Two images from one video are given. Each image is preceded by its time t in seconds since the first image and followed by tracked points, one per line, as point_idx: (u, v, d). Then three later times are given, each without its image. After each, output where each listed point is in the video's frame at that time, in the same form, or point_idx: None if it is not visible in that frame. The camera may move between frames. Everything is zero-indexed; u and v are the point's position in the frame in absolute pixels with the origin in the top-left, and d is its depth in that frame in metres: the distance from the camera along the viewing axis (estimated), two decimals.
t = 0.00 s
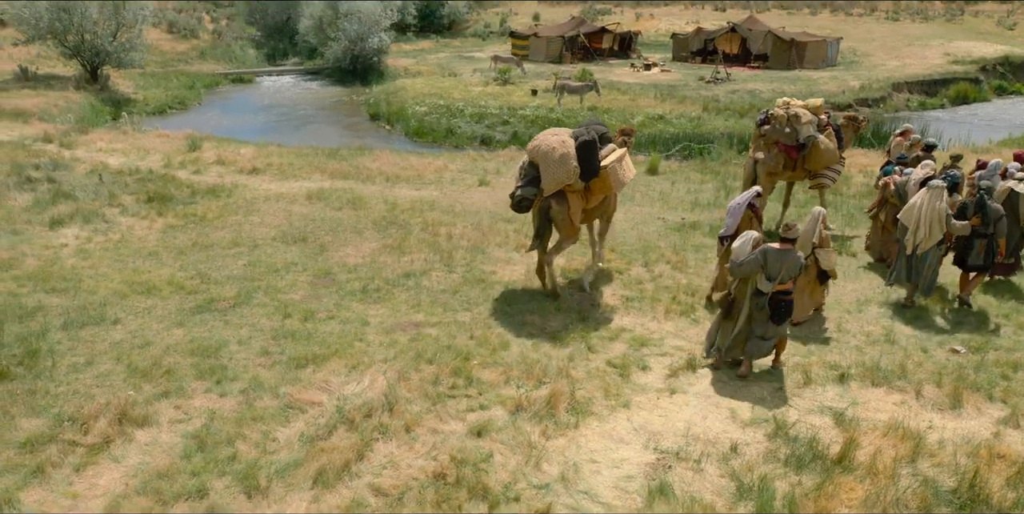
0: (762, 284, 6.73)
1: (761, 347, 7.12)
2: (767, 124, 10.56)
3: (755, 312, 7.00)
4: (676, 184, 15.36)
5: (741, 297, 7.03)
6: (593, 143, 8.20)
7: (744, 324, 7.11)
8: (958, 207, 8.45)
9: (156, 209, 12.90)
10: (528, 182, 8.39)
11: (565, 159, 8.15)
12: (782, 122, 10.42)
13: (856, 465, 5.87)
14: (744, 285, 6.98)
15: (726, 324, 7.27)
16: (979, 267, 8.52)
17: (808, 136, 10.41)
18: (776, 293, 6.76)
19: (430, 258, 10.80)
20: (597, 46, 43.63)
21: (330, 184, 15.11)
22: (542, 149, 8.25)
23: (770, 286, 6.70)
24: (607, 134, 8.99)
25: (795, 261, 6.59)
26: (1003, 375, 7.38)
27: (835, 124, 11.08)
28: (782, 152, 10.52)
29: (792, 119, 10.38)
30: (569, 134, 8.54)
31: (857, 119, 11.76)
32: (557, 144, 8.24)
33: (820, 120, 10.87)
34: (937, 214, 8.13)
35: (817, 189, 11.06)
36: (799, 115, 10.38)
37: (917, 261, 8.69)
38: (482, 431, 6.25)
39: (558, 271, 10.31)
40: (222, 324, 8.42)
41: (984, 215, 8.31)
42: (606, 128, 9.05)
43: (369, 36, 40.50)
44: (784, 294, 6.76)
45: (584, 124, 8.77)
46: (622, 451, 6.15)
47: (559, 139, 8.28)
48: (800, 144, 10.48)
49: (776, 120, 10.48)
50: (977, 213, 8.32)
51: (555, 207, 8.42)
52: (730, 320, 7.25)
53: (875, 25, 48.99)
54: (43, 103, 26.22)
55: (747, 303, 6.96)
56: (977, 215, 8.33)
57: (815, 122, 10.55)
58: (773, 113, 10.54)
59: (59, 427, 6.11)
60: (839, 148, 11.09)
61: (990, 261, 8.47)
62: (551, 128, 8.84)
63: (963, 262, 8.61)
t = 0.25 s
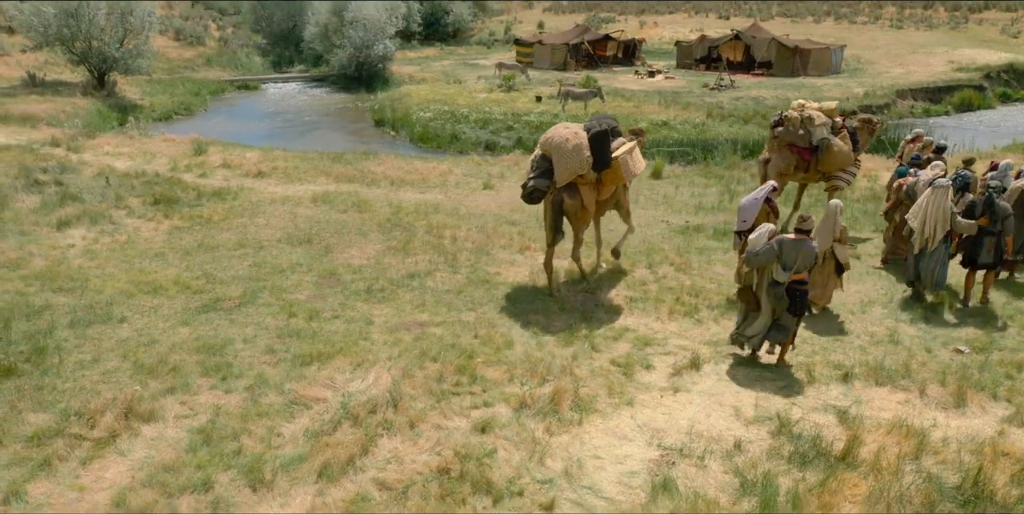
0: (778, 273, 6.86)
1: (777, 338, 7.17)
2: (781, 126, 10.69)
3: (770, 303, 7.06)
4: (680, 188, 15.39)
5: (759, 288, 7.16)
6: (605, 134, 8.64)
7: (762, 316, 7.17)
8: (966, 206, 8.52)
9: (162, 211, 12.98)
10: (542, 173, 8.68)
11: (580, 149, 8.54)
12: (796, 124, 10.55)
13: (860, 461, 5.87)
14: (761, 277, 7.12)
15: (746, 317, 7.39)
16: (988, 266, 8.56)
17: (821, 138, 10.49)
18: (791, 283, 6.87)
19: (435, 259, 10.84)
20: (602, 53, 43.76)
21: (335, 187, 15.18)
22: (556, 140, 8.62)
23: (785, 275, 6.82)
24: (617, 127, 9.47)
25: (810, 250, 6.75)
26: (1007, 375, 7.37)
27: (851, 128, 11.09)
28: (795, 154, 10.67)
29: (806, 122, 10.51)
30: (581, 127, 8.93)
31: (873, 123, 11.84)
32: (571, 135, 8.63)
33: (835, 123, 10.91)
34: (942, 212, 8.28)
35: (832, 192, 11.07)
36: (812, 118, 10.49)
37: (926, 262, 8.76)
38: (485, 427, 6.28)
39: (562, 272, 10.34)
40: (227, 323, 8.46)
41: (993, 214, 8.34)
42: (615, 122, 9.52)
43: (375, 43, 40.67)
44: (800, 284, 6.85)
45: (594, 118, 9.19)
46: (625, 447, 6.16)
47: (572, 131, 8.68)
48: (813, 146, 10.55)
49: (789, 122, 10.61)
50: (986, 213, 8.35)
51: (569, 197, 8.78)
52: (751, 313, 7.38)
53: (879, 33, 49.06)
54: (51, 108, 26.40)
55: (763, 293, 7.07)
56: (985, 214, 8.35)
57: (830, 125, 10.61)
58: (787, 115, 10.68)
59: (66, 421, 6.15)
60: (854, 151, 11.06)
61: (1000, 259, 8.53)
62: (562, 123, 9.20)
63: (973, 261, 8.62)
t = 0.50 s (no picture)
0: (791, 275, 6.91)
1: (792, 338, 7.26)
2: (792, 134, 10.71)
3: (785, 305, 7.13)
4: (685, 197, 15.41)
5: (773, 290, 7.22)
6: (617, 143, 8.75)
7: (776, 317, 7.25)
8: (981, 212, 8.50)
9: (170, 218, 13.06)
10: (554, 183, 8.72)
11: (592, 158, 8.55)
12: (808, 132, 10.56)
13: (866, 464, 5.86)
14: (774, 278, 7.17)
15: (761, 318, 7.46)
16: (999, 273, 8.54)
17: (833, 146, 10.53)
18: (804, 285, 6.91)
19: (441, 266, 10.88)
20: (607, 66, 43.93)
21: (342, 195, 15.26)
22: (568, 150, 8.61)
23: (798, 277, 6.88)
24: (628, 135, 9.69)
25: (822, 253, 6.76)
26: (1014, 380, 7.35)
27: (865, 135, 11.10)
28: (806, 161, 10.73)
29: (817, 129, 10.52)
30: (590, 136, 8.94)
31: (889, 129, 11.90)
32: (583, 145, 8.62)
33: (847, 131, 10.94)
34: (955, 213, 8.55)
35: (844, 197, 11.18)
36: (824, 126, 10.49)
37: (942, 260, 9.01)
38: (490, 429, 6.29)
39: (567, 279, 10.37)
40: (234, 327, 8.50)
41: (1007, 222, 8.30)
42: (625, 129, 9.67)
43: (381, 55, 40.92)
44: (812, 286, 6.89)
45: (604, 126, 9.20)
46: (630, 449, 6.16)
47: (584, 141, 8.68)
48: (825, 153, 10.59)
49: (801, 130, 10.62)
50: (999, 221, 8.32)
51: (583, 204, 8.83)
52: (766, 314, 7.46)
53: (884, 46, 49.18)
54: (60, 119, 26.63)
55: (777, 295, 7.14)
56: (999, 222, 8.32)
57: (842, 132, 10.64)
58: (799, 123, 10.68)
59: (74, 421, 6.18)
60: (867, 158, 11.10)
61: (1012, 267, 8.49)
62: (572, 132, 9.20)
63: (985, 268, 8.62)
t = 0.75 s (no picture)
0: (804, 269, 7.16)
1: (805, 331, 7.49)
2: (802, 139, 10.78)
3: (799, 298, 7.38)
4: (690, 202, 15.45)
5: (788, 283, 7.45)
6: (633, 139, 9.01)
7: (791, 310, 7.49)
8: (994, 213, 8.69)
9: (177, 222, 13.15)
10: (573, 180, 9.06)
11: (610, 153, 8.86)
12: (817, 137, 10.61)
13: (870, 463, 5.85)
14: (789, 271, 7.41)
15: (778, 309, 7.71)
16: (1016, 272, 8.72)
17: (842, 151, 10.54)
18: (817, 279, 7.15)
19: (446, 269, 10.92)
20: (612, 75, 44.07)
21: (348, 200, 15.34)
22: (586, 146, 8.95)
23: (811, 271, 7.12)
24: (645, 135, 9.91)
25: (834, 247, 6.99)
26: (1020, 381, 7.33)
27: (875, 139, 11.11)
28: (816, 166, 10.74)
29: (826, 135, 10.54)
30: (609, 135, 9.27)
31: (900, 134, 11.95)
32: (600, 141, 8.96)
33: (857, 135, 10.90)
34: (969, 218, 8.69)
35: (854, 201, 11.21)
36: (833, 131, 10.52)
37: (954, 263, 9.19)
38: (495, 427, 6.31)
39: (572, 281, 10.40)
40: (240, 327, 8.55)
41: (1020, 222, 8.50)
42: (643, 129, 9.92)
43: (387, 64, 41.15)
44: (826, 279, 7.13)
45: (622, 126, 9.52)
46: (634, 448, 6.17)
47: (601, 138, 9.01)
48: (834, 158, 10.62)
49: (810, 135, 10.67)
50: (1013, 222, 8.52)
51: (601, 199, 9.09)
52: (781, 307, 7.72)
53: (889, 55, 49.24)
54: (69, 126, 26.83)
55: (791, 289, 7.39)
56: (1012, 223, 8.52)
57: (850, 137, 10.64)
58: (808, 129, 10.74)
59: (82, 417, 6.23)
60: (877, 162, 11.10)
61: None
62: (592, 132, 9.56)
63: (1002, 267, 8.80)
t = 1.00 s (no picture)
0: (818, 266, 7.46)
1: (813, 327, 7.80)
2: (813, 143, 10.73)
3: (811, 294, 7.69)
4: (694, 208, 15.48)
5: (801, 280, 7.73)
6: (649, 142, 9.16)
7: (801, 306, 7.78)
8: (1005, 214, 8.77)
9: (184, 226, 13.23)
10: (589, 181, 9.32)
11: (625, 156, 9.07)
12: (828, 141, 10.55)
13: (875, 463, 5.85)
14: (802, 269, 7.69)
15: (786, 306, 7.99)
16: None
17: (852, 155, 10.54)
18: (830, 276, 7.48)
19: (451, 273, 10.97)
20: (617, 85, 44.21)
21: (353, 206, 15.42)
22: (602, 149, 9.18)
23: (826, 269, 7.43)
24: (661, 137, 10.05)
25: (850, 248, 7.32)
26: None
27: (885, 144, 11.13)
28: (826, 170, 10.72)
29: (838, 139, 10.49)
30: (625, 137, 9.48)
31: (909, 139, 12.13)
32: (617, 144, 9.18)
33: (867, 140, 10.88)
34: (983, 218, 8.78)
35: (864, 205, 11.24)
36: (845, 135, 10.48)
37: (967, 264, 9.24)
38: (499, 426, 6.33)
39: (577, 285, 10.43)
40: (246, 328, 8.60)
41: None
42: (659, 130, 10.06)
43: (393, 74, 41.38)
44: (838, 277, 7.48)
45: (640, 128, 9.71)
46: (638, 447, 6.18)
47: (618, 140, 9.22)
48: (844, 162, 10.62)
49: (822, 139, 10.61)
50: None
51: (615, 201, 9.31)
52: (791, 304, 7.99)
53: (893, 65, 49.32)
54: (77, 133, 27.04)
55: (805, 285, 7.68)
56: None
57: (861, 142, 10.60)
58: (819, 132, 10.69)
59: (89, 414, 6.27)
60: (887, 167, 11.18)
61: None
62: (609, 133, 9.77)
63: (1012, 269, 8.86)
